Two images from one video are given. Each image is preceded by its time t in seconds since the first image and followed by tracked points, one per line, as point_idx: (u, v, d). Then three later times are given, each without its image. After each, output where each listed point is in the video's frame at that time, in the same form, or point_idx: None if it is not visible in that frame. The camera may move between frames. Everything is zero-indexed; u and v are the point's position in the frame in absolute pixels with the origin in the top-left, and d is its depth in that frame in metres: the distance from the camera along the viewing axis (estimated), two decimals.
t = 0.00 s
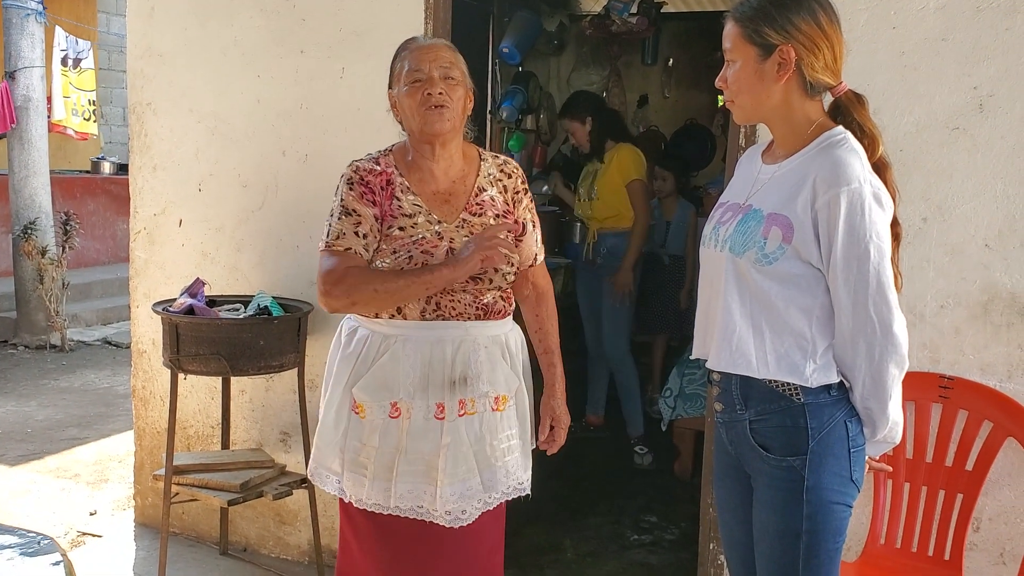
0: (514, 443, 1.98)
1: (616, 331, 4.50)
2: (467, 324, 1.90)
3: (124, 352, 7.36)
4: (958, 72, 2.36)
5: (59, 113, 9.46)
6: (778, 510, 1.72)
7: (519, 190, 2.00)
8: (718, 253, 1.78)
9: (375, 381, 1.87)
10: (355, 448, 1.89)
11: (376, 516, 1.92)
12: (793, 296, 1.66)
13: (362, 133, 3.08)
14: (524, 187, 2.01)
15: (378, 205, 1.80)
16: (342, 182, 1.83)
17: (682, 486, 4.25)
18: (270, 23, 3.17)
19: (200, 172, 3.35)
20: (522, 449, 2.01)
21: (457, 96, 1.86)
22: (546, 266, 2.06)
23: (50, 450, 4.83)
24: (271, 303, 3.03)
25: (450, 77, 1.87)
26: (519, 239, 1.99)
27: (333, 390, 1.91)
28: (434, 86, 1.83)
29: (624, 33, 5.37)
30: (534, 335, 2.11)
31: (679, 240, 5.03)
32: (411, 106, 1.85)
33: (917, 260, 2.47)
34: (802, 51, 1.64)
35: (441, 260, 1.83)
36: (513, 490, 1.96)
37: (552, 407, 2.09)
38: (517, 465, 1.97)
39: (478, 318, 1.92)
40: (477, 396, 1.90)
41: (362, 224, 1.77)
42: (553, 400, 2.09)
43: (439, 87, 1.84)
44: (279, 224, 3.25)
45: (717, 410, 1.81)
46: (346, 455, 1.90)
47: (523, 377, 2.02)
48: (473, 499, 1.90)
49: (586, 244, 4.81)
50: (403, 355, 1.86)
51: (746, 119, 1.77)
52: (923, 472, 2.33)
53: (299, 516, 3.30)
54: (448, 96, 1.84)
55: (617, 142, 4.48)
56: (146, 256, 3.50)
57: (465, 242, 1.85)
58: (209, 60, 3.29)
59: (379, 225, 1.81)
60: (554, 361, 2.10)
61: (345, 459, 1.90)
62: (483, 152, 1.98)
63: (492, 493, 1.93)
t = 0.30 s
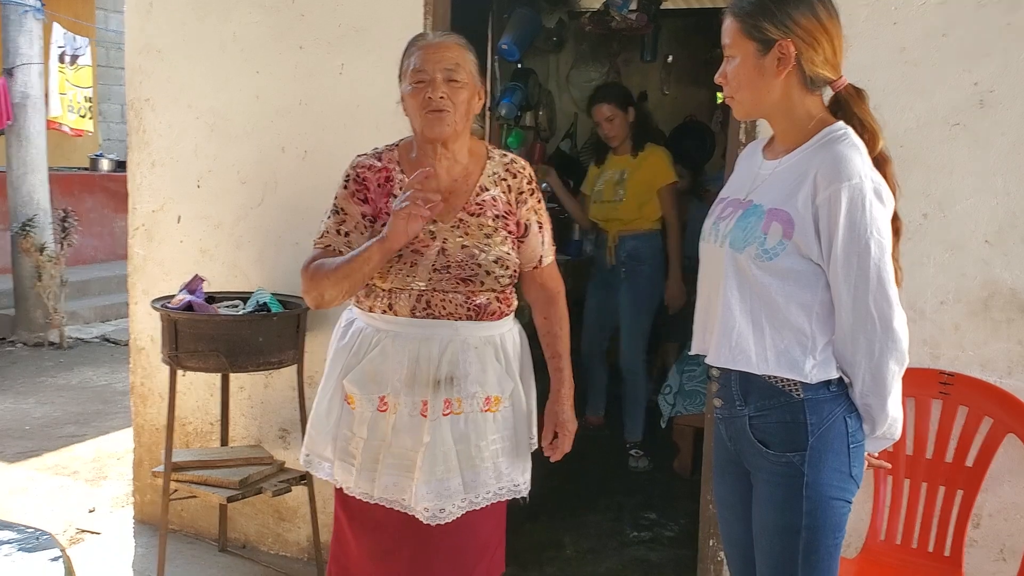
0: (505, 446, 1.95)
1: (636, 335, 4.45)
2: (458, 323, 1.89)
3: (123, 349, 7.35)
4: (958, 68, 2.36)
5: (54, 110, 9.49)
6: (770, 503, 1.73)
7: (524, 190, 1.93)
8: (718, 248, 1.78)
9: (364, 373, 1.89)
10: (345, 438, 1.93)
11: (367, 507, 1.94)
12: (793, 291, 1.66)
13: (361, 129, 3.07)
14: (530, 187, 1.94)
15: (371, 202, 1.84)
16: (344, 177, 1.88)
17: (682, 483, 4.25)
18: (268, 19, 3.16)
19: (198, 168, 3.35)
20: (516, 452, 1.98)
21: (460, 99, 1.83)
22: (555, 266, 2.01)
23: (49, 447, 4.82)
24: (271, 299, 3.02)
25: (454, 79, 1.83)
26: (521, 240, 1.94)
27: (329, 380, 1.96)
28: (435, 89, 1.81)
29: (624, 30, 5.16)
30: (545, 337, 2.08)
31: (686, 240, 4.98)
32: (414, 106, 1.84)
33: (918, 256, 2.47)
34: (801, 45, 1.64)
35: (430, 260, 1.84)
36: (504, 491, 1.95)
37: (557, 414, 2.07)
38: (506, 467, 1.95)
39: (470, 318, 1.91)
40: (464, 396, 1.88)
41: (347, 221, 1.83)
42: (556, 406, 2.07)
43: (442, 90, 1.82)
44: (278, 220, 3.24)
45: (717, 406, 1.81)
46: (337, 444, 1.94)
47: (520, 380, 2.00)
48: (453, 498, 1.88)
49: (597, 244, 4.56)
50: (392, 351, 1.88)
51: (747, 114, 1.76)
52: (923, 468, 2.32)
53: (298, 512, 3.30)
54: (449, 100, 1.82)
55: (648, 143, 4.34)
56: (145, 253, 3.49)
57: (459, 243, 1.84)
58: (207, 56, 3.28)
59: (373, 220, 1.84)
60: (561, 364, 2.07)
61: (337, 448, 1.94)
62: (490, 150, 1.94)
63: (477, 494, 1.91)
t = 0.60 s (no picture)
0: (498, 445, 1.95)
1: (641, 340, 4.27)
2: (450, 324, 1.89)
3: (124, 348, 7.36)
4: (958, 66, 2.36)
5: (57, 109, 9.45)
6: (766, 500, 1.73)
7: (521, 193, 1.90)
8: (716, 246, 1.78)
9: (359, 370, 1.91)
10: (343, 430, 1.96)
11: (364, 502, 1.95)
12: (791, 290, 1.66)
13: (361, 127, 3.08)
14: (529, 188, 1.91)
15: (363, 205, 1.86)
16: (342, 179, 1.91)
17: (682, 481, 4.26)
18: (268, 17, 3.16)
19: (199, 167, 3.35)
20: (508, 451, 1.98)
21: (450, 108, 1.80)
22: (552, 267, 2.00)
23: (50, 445, 4.83)
24: (271, 297, 3.03)
25: (447, 87, 1.79)
26: (517, 242, 1.92)
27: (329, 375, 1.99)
28: (425, 98, 1.79)
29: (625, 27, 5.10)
30: (539, 338, 2.05)
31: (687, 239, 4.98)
32: (406, 112, 1.82)
33: (917, 254, 2.47)
34: (799, 44, 1.64)
35: (421, 263, 1.85)
36: (498, 489, 1.96)
37: (545, 416, 2.02)
38: (499, 465, 1.96)
39: (463, 320, 1.91)
40: (455, 395, 1.88)
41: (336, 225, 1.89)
42: (547, 409, 2.02)
43: (433, 99, 1.79)
44: (278, 218, 3.25)
45: (715, 404, 1.81)
46: (336, 437, 1.97)
47: (515, 379, 2.00)
48: (443, 497, 1.88)
49: (601, 242, 4.29)
50: (386, 349, 1.90)
51: (746, 113, 1.76)
52: (921, 466, 2.32)
53: (298, 510, 3.30)
54: (438, 110, 1.79)
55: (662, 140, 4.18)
56: (145, 251, 3.49)
57: (451, 246, 1.84)
58: (207, 55, 3.29)
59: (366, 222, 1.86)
60: (556, 368, 2.04)
61: (335, 440, 1.96)
62: (490, 150, 1.92)
63: (470, 492, 1.91)
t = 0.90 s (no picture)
0: (500, 443, 1.96)
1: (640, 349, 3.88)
2: (451, 323, 1.90)
3: (126, 345, 7.37)
4: (960, 65, 2.36)
5: (62, 106, 9.45)
6: (769, 499, 1.73)
7: (521, 193, 1.91)
8: (719, 246, 1.78)
9: (361, 368, 1.92)
10: (345, 429, 1.96)
11: (366, 500, 1.95)
12: (793, 289, 1.66)
13: (363, 126, 3.08)
14: (530, 188, 1.92)
15: (362, 206, 1.86)
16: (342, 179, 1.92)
17: (683, 479, 4.27)
18: (270, 16, 3.16)
19: (201, 165, 3.36)
20: (510, 449, 1.98)
21: (447, 118, 1.79)
22: (552, 266, 2.01)
23: (52, 443, 4.84)
24: (274, 295, 3.03)
25: (443, 96, 1.78)
26: (517, 241, 1.93)
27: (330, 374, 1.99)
28: (421, 109, 1.77)
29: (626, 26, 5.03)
30: (539, 337, 2.05)
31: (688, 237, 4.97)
32: (404, 118, 1.81)
33: (919, 253, 2.47)
34: (802, 43, 1.64)
35: (421, 263, 1.85)
36: (501, 486, 1.96)
37: (545, 414, 2.02)
38: (502, 462, 1.96)
39: (463, 318, 1.91)
40: (457, 393, 1.89)
41: (336, 226, 1.90)
42: (547, 408, 2.01)
43: (429, 109, 1.78)
44: (280, 216, 3.25)
45: (717, 403, 1.82)
46: (337, 435, 1.97)
47: (516, 377, 2.00)
48: (445, 493, 1.88)
49: (588, 251, 3.86)
50: (387, 347, 1.90)
51: (749, 113, 1.76)
52: (923, 464, 2.33)
53: (300, 508, 3.31)
54: (434, 121, 1.78)
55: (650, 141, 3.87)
56: (148, 250, 3.50)
57: (451, 246, 1.85)
58: (209, 53, 3.29)
59: (364, 222, 1.87)
60: (555, 366, 2.03)
61: (337, 438, 1.97)
62: (490, 150, 1.91)
63: (472, 489, 1.92)
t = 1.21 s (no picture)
0: (496, 454, 1.96)
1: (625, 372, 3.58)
2: (448, 330, 1.91)
3: (128, 359, 7.38)
4: (955, 79, 2.38)
5: (65, 121, 9.51)
6: (766, 511, 1.74)
7: (517, 205, 1.94)
8: (716, 259, 1.80)
9: (358, 380, 1.92)
10: (342, 443, 1.96)
11: (365, 513, 1.96)
12: (789, 304, 1.67)
13: (363, 141, 3.10)
14: (525, 201, 1.96)
15: (359, 214, 1.87)
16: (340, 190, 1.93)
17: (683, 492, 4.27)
18: (271, 32, 3.19)
19: (201, 180, 3.38)
20: (507, 461, 1.99)
21: (444, 142, 1.82)
22: (545, 279, 2.05)
23: (53, 457, 4.84)
24: (273, 309, 3.05)
25: (440, 122, 1.80)
26: (512, 252, 1.96)
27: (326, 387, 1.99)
28: (419, 137, 1.81)
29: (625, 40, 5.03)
30: (533, 349, 2.07)
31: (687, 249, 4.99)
32: (402, 140, 1.84)
33: (915, 266, 2.48)
34: (797, 60, 1.66)
35: (419, 268, 1.87)
36: (497, 497, 1.96)
37: (541, 426, 2.02)
38: (498, 474, 1.96)
39: (460, 326, 1.92)
40: (455, 402, 1.90)
41: (334, 235, 1.91)
42: (542, 419, 2.02)
43: (426, 136, 1.81)
44: (280, 230, 3.27)
45: (714, 415, 1.83)
46: (333, 450, 1.97)
47: (512, 387, 2.01)
48: (444, 504, 1.89)
49: (569, 264, 3.63)
50: (383, 358, 1.90)
51: (743, 128, 1.78)
52: (920, 476, 2.34)
53: (300, 522, 3.31)
54: (433, 147, 1.81)
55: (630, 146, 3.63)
56: (148, 264, 3.52)
57: (449, 253, 1.87)
58: (210, 69, 3.32)
59: (362, 230, 1.88)
60: (548, 377, 2.04)
61: (333, 453, 1.97)
62: (485, 164, 1.95)
63: (469, 500, 1.92)
